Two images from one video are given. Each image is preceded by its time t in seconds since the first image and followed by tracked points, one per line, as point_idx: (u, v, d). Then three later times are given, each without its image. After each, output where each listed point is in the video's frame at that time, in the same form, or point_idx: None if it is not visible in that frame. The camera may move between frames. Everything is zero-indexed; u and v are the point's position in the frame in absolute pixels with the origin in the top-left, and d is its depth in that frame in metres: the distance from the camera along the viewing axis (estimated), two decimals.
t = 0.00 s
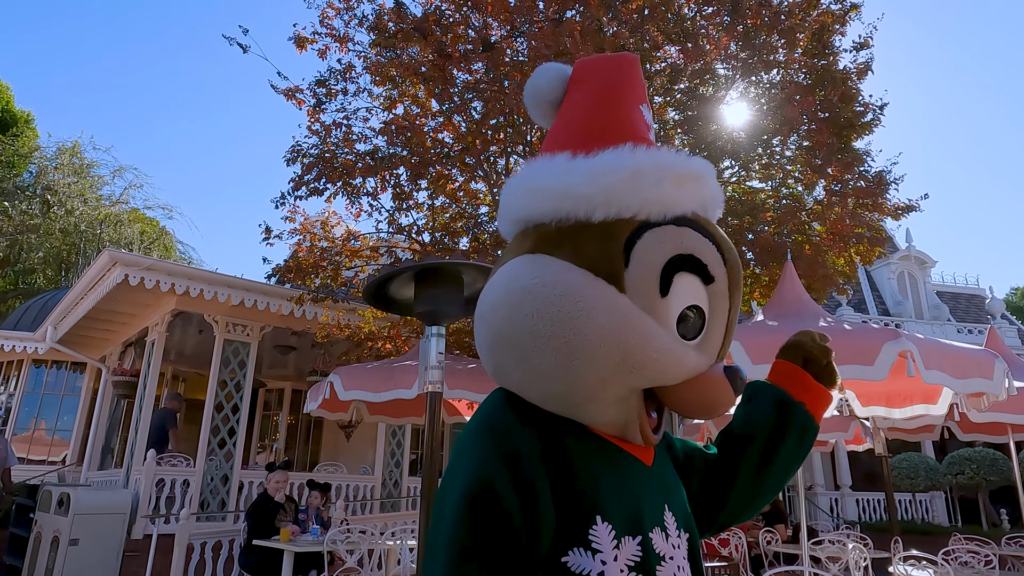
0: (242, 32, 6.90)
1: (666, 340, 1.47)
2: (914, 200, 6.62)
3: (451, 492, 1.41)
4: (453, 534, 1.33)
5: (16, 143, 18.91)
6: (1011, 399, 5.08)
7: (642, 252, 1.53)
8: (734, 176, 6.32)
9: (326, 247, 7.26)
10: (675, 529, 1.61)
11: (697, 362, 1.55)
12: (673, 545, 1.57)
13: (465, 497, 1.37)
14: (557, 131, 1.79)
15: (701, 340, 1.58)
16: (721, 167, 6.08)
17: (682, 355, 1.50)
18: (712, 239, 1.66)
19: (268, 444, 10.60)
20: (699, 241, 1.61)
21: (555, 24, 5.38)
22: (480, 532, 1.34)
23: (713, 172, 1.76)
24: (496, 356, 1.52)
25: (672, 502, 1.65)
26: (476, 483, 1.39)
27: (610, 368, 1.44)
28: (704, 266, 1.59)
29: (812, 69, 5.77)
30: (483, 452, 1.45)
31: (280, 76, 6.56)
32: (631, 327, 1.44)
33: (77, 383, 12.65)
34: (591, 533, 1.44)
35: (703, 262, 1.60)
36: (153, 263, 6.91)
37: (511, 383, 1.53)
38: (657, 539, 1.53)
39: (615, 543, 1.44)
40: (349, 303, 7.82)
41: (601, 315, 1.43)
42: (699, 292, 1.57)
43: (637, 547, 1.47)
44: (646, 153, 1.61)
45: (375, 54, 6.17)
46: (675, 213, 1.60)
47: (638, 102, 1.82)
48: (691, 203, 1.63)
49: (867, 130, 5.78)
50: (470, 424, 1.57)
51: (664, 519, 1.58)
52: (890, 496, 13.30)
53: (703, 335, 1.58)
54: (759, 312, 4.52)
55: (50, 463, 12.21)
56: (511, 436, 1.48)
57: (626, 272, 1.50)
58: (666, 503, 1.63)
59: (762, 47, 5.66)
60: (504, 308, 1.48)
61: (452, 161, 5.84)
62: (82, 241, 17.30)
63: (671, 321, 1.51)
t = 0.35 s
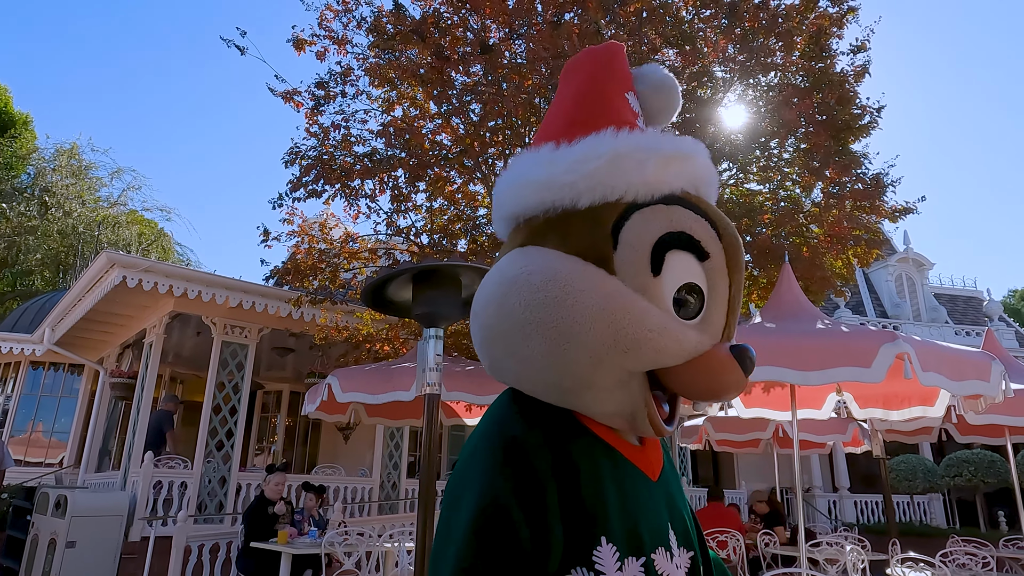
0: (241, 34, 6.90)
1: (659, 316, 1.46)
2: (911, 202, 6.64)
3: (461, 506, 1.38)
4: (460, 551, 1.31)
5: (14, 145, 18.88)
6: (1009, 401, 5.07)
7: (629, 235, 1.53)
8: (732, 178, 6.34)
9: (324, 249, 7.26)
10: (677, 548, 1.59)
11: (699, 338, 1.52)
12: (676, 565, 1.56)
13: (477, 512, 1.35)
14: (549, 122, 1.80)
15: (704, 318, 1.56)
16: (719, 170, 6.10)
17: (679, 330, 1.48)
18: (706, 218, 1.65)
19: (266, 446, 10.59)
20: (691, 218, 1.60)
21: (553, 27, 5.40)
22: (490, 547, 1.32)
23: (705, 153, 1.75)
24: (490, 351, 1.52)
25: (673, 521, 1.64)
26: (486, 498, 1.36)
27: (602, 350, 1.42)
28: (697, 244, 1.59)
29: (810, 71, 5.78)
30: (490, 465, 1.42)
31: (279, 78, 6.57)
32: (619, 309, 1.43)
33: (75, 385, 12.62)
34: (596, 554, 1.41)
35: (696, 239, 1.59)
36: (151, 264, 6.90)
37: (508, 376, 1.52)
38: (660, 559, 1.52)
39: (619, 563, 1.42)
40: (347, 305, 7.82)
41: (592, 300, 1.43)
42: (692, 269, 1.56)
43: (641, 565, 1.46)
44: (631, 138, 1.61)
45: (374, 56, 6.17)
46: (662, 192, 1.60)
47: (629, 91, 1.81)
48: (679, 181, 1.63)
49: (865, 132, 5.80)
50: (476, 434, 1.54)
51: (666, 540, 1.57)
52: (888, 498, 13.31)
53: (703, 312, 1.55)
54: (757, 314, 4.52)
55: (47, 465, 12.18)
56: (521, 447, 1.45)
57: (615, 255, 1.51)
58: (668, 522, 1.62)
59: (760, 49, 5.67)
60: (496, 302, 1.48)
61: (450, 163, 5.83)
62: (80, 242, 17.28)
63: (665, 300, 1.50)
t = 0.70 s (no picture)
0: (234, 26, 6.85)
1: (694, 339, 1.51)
2: (904, 198, 6.66)
3: (488, 492, 1.30)
4: (497, 537, 1.23)
5: (4, 136, 18.69)
6: (999, 395, 5.11)
7: (665, 257, 1.56)
8: (726, 173, 6.36)
9: (318, 242, 7.25)
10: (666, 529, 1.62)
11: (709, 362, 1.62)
12: (666, 542, 1.59)
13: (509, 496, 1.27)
14: (576, 132, 1.75)
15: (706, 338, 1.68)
16: (713, 165, 6.11)
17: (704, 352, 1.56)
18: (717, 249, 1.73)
19: (259, 439, 10.59)
20: (708, 247, 1.68)
21: (548, 21, 5.41)
22: (525, 531, 1.26)
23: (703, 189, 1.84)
24: (532, 344, 1.45)
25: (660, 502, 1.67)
26: (516, 482, 1.29)
27: (648, 360, 1.44)
28: (715, 273, 1.68)
29: (804, 67, 5.78)
30: (512, 449, 1.35)
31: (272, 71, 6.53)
32: (671, 324, 1.45)
33: (67, 378, 12.58)
34: (602, 530, 1.41)
35: (713, 266, 1.67)
36: (144, 257, 6.87)
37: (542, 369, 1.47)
38: (655, 537, 1.54)
39: (623, 539, 1.43)
40: (341, 298, 7.81)
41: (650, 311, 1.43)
42: (706, 294, 1.65)
43: (640, 543, 1.47)
44: (673, 166, 1.64)
45: (367, 50, 6.14)
46: (693, 220, 1.65)
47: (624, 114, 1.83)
48: (705, 212, 1.69)
49: (858, 128, 5.81)
50: (477, 425, 1.48)
51: (657, 519, 1.59)
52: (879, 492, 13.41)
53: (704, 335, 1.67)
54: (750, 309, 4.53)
55: (39, 458, 12.15)
56: (540, 433, 1.41)
57: (657, 271, 1.53)
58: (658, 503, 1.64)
59: (754, 44, 5.67)
60: (550, 295, 1.40)
61: (445, 157, 5.82)
62: (72, 235, 17.18)
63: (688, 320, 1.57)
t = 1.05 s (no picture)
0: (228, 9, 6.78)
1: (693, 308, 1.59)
2: (900, 185, 6.66)
3: (537, 481, 1.25)
4: (548, 532, 1.20)
5: None
6: (992, 382, 5.14)
7: (655, 231, 1.64)
8: (723, 160, 6.34)
9: (313, 228, 7.22)
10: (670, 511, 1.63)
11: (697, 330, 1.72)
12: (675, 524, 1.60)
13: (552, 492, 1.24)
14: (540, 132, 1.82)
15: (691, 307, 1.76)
16: (710, 151, 6.10)
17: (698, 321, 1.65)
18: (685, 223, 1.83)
19: (256, 425, 10.62)
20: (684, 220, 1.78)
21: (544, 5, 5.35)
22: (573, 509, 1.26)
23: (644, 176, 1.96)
24: (544, 326, 1.45)
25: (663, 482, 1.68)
26: (563, 463, 1.28)
27: (659, 331, 1.48)
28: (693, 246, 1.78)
29: (801, 53, 5.74)
30: (554, 424, 1.34)
31: (266, 55, 6.46)
32: (680, 300, 1.51)
33: (63, 364, 12.55)
34: (631, 513, 1.41)
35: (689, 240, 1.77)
36: (139, 243, 6.84)
37: (555, 351, 1.47)
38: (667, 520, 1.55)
39: (648, 520, 1.43)
40: (336, 285, 7.79)
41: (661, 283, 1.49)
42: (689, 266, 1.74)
43: (659, 525, 1.48)
44: (647, 146, 1.72)
45: (362, 33, 6.08)
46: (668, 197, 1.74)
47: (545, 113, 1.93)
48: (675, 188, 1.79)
49: (855, 114, 5.79)
50: (504, 405, 1.42)
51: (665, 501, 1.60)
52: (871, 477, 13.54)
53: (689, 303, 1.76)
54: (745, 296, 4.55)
55: (36, 443, 12.17)
56: (574, 408, 1.40)
57: (652, 243, 1.62)
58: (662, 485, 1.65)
59: (752, 29, 5.64)
60: (565, 277, 1.42)
61: (440, 142, 5.80)
62: (66, 220, 17.10)
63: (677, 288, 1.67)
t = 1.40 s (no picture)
0: None
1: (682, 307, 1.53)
2: (906, 174, 6.61)
3: (518, 439, 1.27)
4: (535, 476, 1.22)
5: None
6: (996, 372, 5.12)
7: (649, 229, 1.54)
8: (727, 149, 6.29)
9: (316, 220, 7.21)
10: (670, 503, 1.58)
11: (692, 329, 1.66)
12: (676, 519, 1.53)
13: (539, 483, 1.20)
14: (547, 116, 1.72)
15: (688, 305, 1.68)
16: (714, 141, 6.06)
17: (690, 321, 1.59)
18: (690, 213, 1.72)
19: (260, 416, 10.64)
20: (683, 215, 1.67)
21: None
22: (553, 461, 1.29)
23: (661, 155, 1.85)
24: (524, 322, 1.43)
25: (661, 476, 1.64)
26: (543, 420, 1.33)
27: (644, 328, 1.43)
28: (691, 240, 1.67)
29: (807, 41, 5.68)
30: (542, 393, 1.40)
31: (267, 45, 6.42)
32: (663, 295, 1.45)
33: (67, 356, 12.59)
34: (614, 502, 1.35)
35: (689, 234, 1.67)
36: (141, 235, 6.83)
37: (535, 351, 1.44)
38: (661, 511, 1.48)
39: (635, 509, 1.38)
40: (339, 276, 7.78)
41: (645, 285, 1.43)
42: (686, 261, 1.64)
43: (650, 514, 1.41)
44: (644, 137, 1.63)
45: (364, 22, 6.03)
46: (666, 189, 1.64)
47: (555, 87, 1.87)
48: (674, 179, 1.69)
49: (860, 103, 5.74)
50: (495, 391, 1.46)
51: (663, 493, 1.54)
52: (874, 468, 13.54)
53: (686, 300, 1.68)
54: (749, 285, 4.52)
55: (41, 435, 12.22)
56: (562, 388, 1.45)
57: (645, 240, 1.53)
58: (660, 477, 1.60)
59: (757, 17, 5.62)
60: (545, 273, 1.38)
61: (443, 132, 5.77)
62: (68, 212, 17.12)
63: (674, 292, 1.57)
